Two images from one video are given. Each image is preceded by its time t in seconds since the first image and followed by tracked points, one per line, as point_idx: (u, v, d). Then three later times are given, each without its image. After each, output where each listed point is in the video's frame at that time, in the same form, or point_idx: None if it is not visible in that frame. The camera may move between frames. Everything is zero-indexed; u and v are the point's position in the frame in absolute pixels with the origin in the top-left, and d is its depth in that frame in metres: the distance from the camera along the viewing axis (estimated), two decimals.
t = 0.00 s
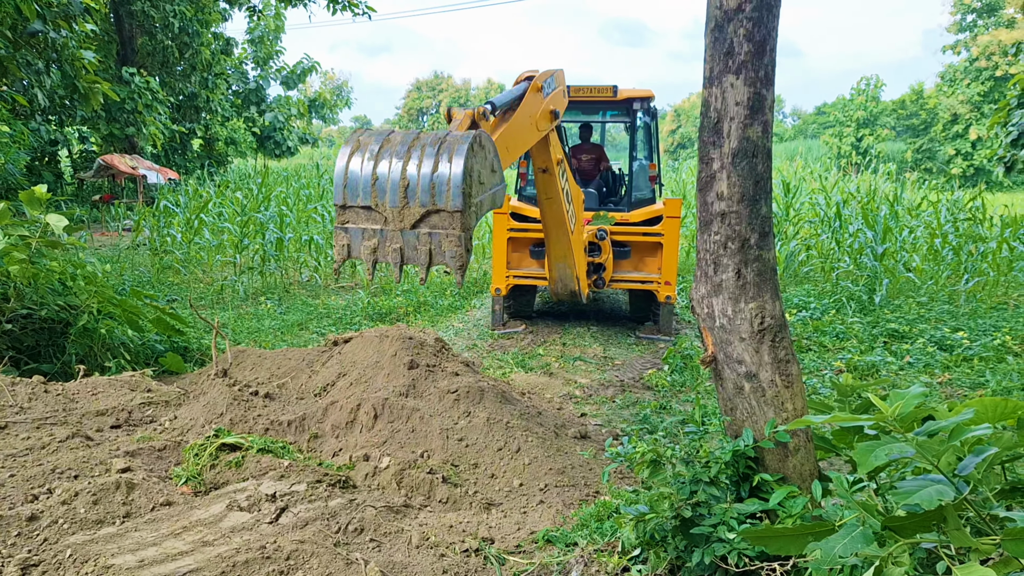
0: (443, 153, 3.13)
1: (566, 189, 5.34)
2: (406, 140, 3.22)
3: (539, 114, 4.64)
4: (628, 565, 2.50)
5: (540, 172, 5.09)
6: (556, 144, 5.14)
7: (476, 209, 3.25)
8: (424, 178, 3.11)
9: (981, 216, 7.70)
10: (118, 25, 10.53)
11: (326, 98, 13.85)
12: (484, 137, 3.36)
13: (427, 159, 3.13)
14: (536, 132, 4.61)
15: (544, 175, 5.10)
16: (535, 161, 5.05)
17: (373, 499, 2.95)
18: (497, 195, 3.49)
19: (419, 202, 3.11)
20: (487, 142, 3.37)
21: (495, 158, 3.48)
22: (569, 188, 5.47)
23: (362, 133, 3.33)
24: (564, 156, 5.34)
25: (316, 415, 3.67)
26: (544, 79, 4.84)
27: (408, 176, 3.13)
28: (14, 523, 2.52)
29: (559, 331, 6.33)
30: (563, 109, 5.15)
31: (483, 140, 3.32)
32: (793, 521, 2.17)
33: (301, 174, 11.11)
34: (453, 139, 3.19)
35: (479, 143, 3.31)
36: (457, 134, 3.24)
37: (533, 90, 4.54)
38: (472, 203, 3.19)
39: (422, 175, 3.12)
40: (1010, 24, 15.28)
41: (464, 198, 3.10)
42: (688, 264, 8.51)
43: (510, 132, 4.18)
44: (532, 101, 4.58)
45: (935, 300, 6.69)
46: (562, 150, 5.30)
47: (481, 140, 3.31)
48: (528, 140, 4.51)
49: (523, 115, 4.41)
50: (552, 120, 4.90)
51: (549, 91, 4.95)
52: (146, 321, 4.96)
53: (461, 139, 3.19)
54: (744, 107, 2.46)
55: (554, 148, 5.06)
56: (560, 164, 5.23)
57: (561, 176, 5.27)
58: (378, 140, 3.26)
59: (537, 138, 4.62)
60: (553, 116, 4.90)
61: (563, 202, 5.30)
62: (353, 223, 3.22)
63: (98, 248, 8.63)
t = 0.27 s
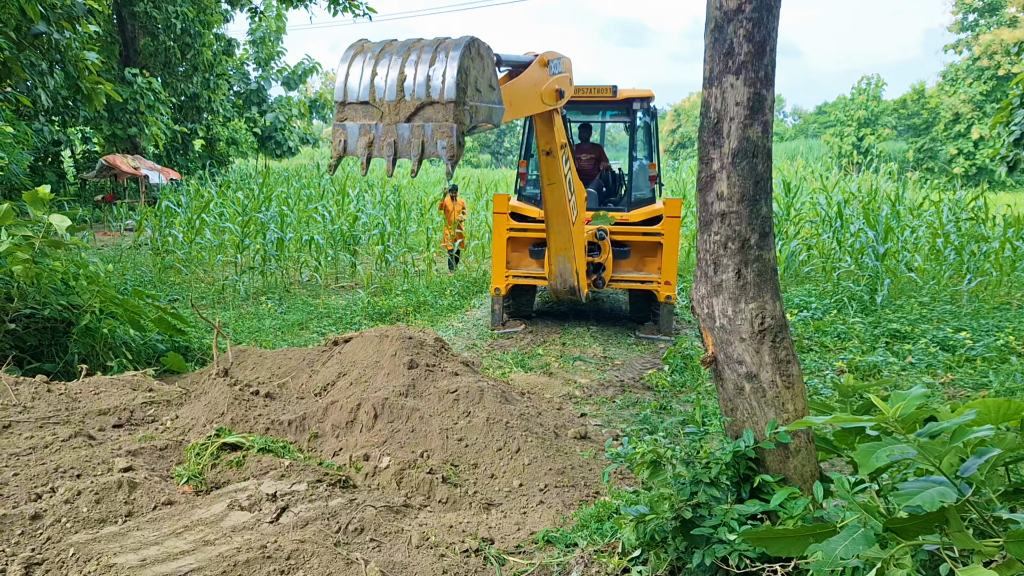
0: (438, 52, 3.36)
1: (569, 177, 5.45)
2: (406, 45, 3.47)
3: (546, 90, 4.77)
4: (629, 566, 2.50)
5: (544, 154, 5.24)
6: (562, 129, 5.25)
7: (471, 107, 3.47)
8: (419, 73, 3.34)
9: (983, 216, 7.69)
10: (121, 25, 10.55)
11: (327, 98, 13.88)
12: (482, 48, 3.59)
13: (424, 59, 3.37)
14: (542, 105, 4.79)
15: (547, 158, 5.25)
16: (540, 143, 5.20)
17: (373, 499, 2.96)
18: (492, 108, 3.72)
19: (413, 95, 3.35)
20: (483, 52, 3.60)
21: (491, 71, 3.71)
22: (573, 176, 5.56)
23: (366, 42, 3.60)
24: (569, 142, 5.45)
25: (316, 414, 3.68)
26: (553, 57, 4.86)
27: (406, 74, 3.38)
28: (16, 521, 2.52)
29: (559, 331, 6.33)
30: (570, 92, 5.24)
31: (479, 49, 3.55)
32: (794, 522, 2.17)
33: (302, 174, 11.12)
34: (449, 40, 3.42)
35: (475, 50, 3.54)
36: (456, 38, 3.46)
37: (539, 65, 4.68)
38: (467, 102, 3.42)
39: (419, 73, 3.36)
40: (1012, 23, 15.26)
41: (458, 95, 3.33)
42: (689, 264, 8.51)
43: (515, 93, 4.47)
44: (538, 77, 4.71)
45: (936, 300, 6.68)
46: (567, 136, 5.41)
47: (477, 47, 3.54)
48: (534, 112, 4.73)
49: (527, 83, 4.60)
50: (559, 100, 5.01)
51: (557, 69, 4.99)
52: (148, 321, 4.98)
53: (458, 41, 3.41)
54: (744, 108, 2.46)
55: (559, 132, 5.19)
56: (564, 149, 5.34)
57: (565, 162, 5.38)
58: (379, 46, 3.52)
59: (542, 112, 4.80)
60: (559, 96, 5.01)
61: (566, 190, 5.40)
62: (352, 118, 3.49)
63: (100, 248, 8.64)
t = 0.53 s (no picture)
0: None
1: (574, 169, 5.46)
2: None
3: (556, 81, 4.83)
4: (630, 567, 2.51)
5: (550, 143, 5.25)
6: (569, 119, 5.27)
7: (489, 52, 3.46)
8: (439, 15, 3.35)
9: (983, 215, 7.69)
10: (121, 28, 10.55)
11: (327, 100, 13.91)
12: None
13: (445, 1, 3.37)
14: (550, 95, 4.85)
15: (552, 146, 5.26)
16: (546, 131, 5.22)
17: (374, 500, 2.96)
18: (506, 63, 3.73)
19: (433, 36, 3.36)
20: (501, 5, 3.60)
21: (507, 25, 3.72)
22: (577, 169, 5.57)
23: None
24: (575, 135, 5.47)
25: (317, 416, 3.68)
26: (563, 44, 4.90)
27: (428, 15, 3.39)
28: (19, 523, 2.52)
29: (559, 331, 6.33)
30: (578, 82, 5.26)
31: None
32: (794, 523, 2.17)
33: (302, 176, 11.13)
34: None
35: None
36: None
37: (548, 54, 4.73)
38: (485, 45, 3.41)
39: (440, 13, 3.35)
40: (1011, 22, 15.26)
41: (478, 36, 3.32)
42: (689, 264, 8.51)
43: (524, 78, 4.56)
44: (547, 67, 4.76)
45: (937, 300, 6.68)
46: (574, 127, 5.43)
47: None
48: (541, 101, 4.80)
49: (535, 72, 4.67)
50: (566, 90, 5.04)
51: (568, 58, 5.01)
52: (149, 323, 4.98)
53: None
54: (743, 109, 2.46)
55: (565, 123, 5.21)
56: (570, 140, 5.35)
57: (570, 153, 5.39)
58: None
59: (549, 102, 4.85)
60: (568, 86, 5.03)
61: (570, 182, 5.40)
62: (374, 59, 3.48)
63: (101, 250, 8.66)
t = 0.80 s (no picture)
0: (471, 43, 3.55)
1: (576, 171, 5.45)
2: (439, 36, 3.64)
3: (558, 84, 4.80)
4: (632, 570, 2.51)
5: (552, 145, 5.23)
6: (571, 121, 5.24)
7: (503, 88, 3.63)
8: (454, 67, 3.56)
9: (987, 216, 7.66)
10: (125, 33, 10.58)
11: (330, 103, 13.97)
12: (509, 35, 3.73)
13: (458, 49, 3.56)
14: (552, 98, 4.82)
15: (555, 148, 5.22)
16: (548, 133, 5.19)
17: (377, 504, 2.97)
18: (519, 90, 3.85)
19: (450, 88, 3.59)
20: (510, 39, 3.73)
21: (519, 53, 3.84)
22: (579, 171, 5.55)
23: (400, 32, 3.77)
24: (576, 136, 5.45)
25: (320, 418, 3.68)
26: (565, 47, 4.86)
27: (442, 63, 3.59)
28: (23, 526, 2.53)
29: (562, 333, 6.33)
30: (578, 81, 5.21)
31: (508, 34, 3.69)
32: (797, 526, 2.17)
33: (305, 179, 11.16)
34: (480, 31, 3.58)
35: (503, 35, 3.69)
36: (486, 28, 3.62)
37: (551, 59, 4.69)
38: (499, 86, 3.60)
39: (453, 62, 3.56)
40: (1015, 22, 15.22)
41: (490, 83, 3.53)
42: (692, 266, 8.52)
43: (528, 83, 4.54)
44: (550, 71, 4.72)
45: (941, 302, 6.67)
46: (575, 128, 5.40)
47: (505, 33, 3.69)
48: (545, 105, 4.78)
49: (534, 73, 4.64)
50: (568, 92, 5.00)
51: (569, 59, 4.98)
52: (153, 326, 5.00)
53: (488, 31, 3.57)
54: (744, 111, 2.46)
55: (567, 125, 5.18)
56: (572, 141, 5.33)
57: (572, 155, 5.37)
58: (413, 38, 3.70)
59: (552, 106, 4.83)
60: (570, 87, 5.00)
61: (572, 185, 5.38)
62: (394, 111, 3.74)
63: (105, 253, 8.69)
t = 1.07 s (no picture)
0: (477, 170, 3.35)
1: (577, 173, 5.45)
2: (441, 154, 3.42)
3: (558, 90, 4.77)
4: (634, 570, 2.51)
5: (552, 148, 5.22)
6: (570, 123, 5.23)
7: (508, 196, 3.50)
8: (463, 198, 3.39)
9: (989, 216, 7.65)
10: (127, 35, 10.61)
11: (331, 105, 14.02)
12: (510, 131, 3.52)
13: (463, 176, 3.37)
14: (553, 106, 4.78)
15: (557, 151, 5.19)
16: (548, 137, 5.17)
17: (378, 504, 2.97)
18: (523, 173, 3.70)
19: (461, 216, 3.44)
20: (511, 139, 3.52)
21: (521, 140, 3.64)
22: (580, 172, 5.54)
23: (398, 146, 3.52)
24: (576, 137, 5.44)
25: (322, 420, 3.69)
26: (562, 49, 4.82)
27: (449, 190, 3.40)
28: (26, 527, 2.54)
29: (563, 334, 6.34)
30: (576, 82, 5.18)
31: (509, 137, 3.48)
32: (798, 525, 2.17)
33: (306, 181, 11.18)
34: (483, 150, 3.37)
35: (506, 140, 3.48)
36: (487, 141, 3.39)
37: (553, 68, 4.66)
38: (506, 198, 3.45)
39: (460, 188, 3.38)
40: (1017, 21, 15.20)
41: (497, 204, 3.39)
42: (693, 266, 8.52)
43: (535, 106, 4.41)
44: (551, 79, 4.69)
45: (943, 302, 6.67)
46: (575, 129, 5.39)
47: (507, 135, 3.47)
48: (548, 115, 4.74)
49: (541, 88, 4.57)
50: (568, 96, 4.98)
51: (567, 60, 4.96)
52: (154, 327, 5.00)
53: (492, 149, 3.37)
54: (745, 111, 2.46)
55: (567, 128, 5.17)
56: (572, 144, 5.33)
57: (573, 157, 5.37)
58: (415, 155, 3.46)
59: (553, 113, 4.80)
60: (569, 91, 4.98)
61: (573, 188, 5.38)
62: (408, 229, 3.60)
63: (107, 255, 8.71)
